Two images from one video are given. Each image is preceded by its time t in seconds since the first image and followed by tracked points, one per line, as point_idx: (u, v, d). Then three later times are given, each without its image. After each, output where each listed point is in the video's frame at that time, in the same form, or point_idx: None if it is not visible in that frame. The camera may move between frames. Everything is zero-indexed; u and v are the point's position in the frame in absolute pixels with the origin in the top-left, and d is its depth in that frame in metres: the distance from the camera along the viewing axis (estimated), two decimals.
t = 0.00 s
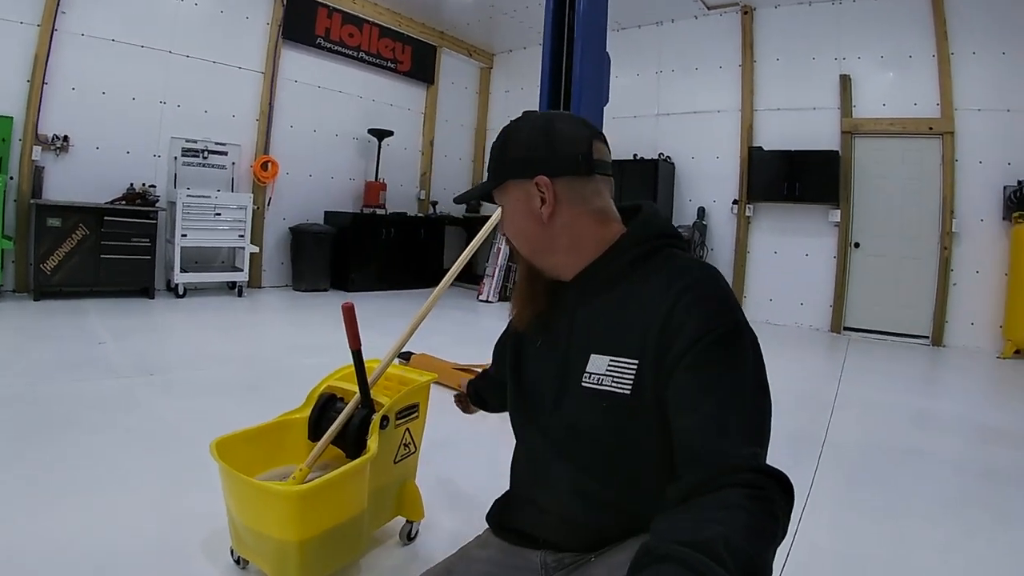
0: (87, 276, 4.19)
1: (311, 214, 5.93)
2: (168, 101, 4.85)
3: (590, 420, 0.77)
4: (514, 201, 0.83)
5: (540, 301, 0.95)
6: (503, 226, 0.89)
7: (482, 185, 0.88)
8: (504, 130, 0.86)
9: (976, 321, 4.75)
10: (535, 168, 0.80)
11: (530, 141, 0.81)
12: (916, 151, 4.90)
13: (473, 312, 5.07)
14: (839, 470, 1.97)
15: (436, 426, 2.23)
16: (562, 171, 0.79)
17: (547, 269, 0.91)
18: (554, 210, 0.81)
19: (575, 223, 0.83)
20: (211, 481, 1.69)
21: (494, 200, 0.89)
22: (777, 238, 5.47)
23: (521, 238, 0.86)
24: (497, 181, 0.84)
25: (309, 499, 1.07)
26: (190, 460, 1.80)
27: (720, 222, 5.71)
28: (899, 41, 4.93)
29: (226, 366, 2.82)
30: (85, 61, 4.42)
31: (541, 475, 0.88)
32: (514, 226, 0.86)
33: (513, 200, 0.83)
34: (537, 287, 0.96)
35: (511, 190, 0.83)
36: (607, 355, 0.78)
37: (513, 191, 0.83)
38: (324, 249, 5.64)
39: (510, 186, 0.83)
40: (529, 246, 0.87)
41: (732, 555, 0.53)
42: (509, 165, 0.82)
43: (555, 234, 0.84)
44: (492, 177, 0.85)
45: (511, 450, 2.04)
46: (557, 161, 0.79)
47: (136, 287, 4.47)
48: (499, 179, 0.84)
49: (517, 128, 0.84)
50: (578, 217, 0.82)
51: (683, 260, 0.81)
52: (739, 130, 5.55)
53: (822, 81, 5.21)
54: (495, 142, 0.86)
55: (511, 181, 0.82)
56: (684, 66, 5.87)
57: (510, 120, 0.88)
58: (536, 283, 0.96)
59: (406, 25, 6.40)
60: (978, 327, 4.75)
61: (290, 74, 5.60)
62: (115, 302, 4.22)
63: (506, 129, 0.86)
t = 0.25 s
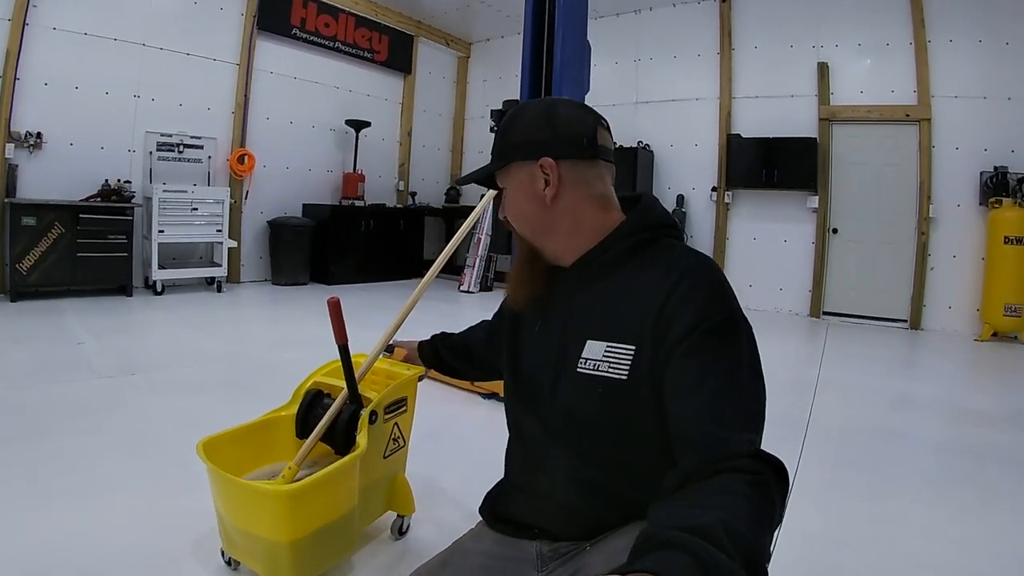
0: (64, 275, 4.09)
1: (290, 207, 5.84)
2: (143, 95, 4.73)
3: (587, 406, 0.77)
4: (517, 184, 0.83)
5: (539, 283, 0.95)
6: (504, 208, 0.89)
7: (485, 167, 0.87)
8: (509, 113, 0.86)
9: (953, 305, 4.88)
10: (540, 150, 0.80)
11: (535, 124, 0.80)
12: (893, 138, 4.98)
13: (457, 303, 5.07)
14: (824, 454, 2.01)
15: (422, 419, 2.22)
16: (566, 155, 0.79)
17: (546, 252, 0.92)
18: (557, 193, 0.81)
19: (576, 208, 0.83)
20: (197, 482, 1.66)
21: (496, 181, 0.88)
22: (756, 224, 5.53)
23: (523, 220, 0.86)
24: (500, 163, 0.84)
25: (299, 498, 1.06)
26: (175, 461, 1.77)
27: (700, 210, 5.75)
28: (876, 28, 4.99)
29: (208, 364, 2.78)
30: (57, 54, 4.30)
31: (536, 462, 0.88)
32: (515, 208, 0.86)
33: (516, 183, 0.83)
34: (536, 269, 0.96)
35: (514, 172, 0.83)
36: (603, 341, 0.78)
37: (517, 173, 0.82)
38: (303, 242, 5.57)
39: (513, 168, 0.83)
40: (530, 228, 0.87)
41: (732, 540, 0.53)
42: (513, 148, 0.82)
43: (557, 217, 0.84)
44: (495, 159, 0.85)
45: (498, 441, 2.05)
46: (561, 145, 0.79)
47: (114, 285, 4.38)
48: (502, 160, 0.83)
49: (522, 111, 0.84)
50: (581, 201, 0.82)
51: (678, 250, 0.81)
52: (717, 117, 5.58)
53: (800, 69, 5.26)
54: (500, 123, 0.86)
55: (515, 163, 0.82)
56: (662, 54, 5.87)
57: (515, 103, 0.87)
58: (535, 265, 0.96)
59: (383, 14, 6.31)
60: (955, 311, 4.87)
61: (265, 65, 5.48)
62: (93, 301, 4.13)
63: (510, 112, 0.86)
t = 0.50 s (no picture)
0: (46, 278, 4.00)
1: (273, 206, 5.77)
2: (123, 94, 4.64)
3: (568, 400, 0.77)
4: (503, 180, 0.81)
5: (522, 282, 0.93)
6: (488, 206, 0.86)
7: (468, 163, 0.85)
8: (492, 110, 0.84)
9: (936, 297, 4.96)
10: (528, 145, 0.79)
11: (522, 120, 0.79)
12: (876, 131, 5.05)
13: (443, 299, 5.05)
14: (811, 445, 2.04)
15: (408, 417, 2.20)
16: (555, 149, 0.79)
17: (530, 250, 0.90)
18: (546, 188, 0.80)
19: (561, 205, 0.82)
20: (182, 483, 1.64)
21: (478, 178, 0.86)
22: (740, 218, 5.57)
23: (508, 217, 0.84)
24: (485, 158, 0.82)
25: (281, 501, 1.04)
26: (159, 463, 1.74)
27: (684, 204, 5.78)
28: (859, 22, 5.04)
29: (191, 365, 2.73)
30: (36, 53, 4.22)
31: (517, 456, 0.87)
32: (501, 205, 0.83)
33: (502, 178, 0.81)
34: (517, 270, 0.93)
35: (502, 167, 0.81)
36: (585, 336, 0.78)
37: (504, 168, 0.81)
38: (288, 241, 5.51)
39: (499, 164, 0.81)
40: (517, 225, 0.85)
41: (710, 531, 0.53)
42: (499, 143, 0.80)
43: (544, 212, 0.82)
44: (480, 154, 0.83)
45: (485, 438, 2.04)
46: (548, 139, 0.78)
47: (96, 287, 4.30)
48: (488, 157, 0.81)
49: (507, 107, 0.82)
50: (568, 196, 0.82)
51: (661, 248, 0.81)
52: (700, 112, 5.60)
53: (783, 63, 5.29)
54: (483, 121, 0.84)
55: (502, 158, 0.80)
56: (646, 49, 5.88)
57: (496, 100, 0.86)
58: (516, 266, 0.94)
59: (365, 10, 6.24)
60: (939, 302, 4.95)
61: (246, 63, 5.40)
62: (74, 304, 4.05)
63: (495, 109, 0.84)
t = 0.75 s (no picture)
0: (41, 287, 3.97)
1: (266, 209, 5.75)
2: (114, 100, 4.61)
3: (562, 401, 0.76)
4: (509, 177, 0.79)
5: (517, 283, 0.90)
6: (488, 205, 0.83)
7: (465, 160, 0.81)
8: (488, 107, 0.81)
9: (931, 285, 4.98)
10: (535, 142, 0.78)
11: (527, 116, 0.78)
12: (869, 120, 5.06)
13: (439, 299, 5.04)
14: (810, 436, 2.04)
15: (406, 418, 2.20)
16: (561, 147, 0.79)
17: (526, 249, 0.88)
18: (553, 185, 0.79)
19: (564, 202, 0.83)
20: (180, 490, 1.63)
21: (476, 176, 0.82)
22: (734, 210, 5.58)
23: (512, 215, 0.81)
24: (488, 155, 0.79)
25: (273, 508, 1.04)
26: (156, 470, 1.73)
27: (678, 198, 5.78)
28: (850, 13, 5.04)
29: (188, 370, 2.72)
30: (24, 61, 4.18)
31: (509, 458, 0.86)
32: (503, 203, 0.81)
33: (506, 175, 0.79)
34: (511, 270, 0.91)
35: (506, 163, 0.78)
36: (579, 338, 0.77)
37: (510, 166, 0.78)
38: (282, 243, 5.49)
39: (505, 161, 0.78)
40: (520, 224, 0.83)
41: (701, 532, 0.53)
42: (503, 139, 0.78)
43: (548, 210, 0.82)
44: (480, 151, 0.80)
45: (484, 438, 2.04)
46: (553, 137, 0.78)
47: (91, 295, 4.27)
48: (492, 153, 0.79)
49: (505, 103, 0.80)
50: (570, 194, 0.83)
51: (654, 249, 0.81)
52: (693, 106, 5.60)
53: (775, 55, 5.30)
54: (479, 118, 0.81)
55: (507, 155, 0.78)
56: (638, 43, 5.86)
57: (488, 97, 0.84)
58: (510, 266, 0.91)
59: (355, 10, 6.21)
60: (934, 290, 4.98)
61: (237, 66, 5.36)
62: (70, 312, 4.02)
63: (490, 106, 0.81)
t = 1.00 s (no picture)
0: (39, 301, 3.96)
1: (263, 217, 5.74)
2: (108, 112, 4.61)
3: (563, 403, 0.76)
4: (518, 178, 0.78)
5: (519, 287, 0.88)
6: (494, 204, 0.82)
7: (472, 160, 0.80)
8: (494, 108, 0.81)
9: (928, 276, 4.99)
10: (546, 145, 0.78)
11: (537, 117, 0.78)
12: (862, 114, 5.07)
13: (437, 303, 5.04)
14: (811, 430, 2.05)
15: (407, 424, 2.20)
16: (572, 151, 0.79)
17: (528, 252, 0.87)
18: (561, 189, 0.80)
19: (570, 204, 0.83)
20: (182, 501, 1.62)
21: (481, 177, 0.81)
22: (730, 206, 5.59)
23: (518, 216, 0.81)
24: (497, 155, 0.78)
25: (260, 519, 1.04)
26: (157, 481, 1.72)
27: (673, 196, 5.79)
28: (841, 7, 5.06)
29: (187, 381, 2.71)
30: (17, 75, 4.18)
31: (512, 457, 0.86)
32: (510, 203, 0.80)
33: (515, 176, 0.78)
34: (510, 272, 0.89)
35: (516, 164, 0.78)
36: (580, 340, 0.77)
37: (519, 167, 0.78)
38: (279, 251, 5.48)
39: (514, 162, 0.78)
40: (527, 225, 0.82)
41: (702, 529, 0.53)
42: (512, 140, 0.77)
43: (555, 213, 0.82)
44: (488, 152, 0.79)
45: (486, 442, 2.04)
46: (563, 140, 0.78)
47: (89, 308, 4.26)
48: (501, 154, 0.78)
49: (512, 105, 0.80)
50: (576, 197, 0.83)
51: (653, 250, 0.81)
52: (686, 103, 5.61)
53: (767, 50, 5.31)
54: (486, 118, 0.81)
55: (516, 156, 0.78)
56: (629, 42, 5.88)
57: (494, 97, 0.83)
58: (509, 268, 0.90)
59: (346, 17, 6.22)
60: (931, 282, 4.99)
61: (230, 75, 5.36)
62: (69, 325, 4.02)
63: (496, 106, 0.81)
